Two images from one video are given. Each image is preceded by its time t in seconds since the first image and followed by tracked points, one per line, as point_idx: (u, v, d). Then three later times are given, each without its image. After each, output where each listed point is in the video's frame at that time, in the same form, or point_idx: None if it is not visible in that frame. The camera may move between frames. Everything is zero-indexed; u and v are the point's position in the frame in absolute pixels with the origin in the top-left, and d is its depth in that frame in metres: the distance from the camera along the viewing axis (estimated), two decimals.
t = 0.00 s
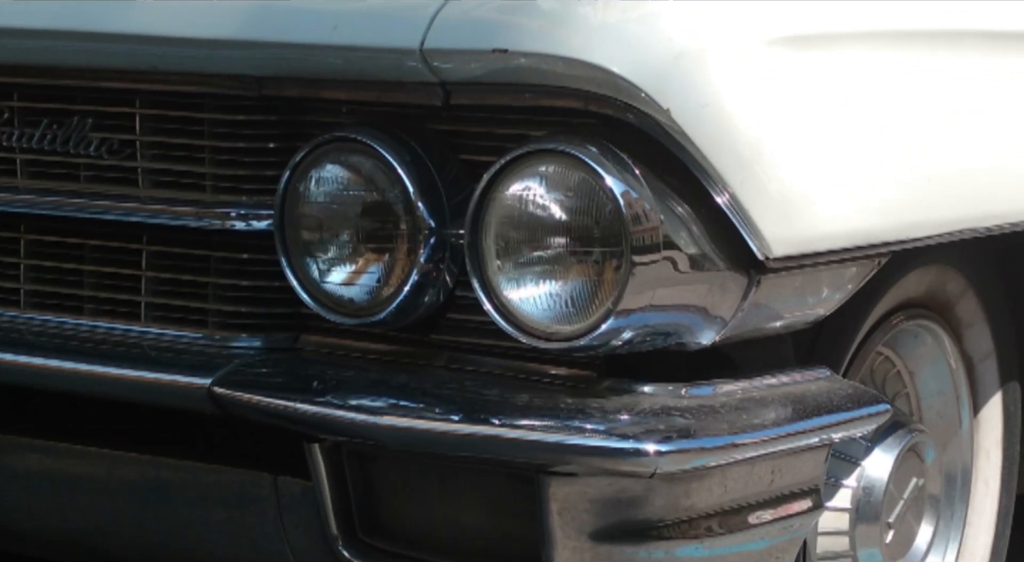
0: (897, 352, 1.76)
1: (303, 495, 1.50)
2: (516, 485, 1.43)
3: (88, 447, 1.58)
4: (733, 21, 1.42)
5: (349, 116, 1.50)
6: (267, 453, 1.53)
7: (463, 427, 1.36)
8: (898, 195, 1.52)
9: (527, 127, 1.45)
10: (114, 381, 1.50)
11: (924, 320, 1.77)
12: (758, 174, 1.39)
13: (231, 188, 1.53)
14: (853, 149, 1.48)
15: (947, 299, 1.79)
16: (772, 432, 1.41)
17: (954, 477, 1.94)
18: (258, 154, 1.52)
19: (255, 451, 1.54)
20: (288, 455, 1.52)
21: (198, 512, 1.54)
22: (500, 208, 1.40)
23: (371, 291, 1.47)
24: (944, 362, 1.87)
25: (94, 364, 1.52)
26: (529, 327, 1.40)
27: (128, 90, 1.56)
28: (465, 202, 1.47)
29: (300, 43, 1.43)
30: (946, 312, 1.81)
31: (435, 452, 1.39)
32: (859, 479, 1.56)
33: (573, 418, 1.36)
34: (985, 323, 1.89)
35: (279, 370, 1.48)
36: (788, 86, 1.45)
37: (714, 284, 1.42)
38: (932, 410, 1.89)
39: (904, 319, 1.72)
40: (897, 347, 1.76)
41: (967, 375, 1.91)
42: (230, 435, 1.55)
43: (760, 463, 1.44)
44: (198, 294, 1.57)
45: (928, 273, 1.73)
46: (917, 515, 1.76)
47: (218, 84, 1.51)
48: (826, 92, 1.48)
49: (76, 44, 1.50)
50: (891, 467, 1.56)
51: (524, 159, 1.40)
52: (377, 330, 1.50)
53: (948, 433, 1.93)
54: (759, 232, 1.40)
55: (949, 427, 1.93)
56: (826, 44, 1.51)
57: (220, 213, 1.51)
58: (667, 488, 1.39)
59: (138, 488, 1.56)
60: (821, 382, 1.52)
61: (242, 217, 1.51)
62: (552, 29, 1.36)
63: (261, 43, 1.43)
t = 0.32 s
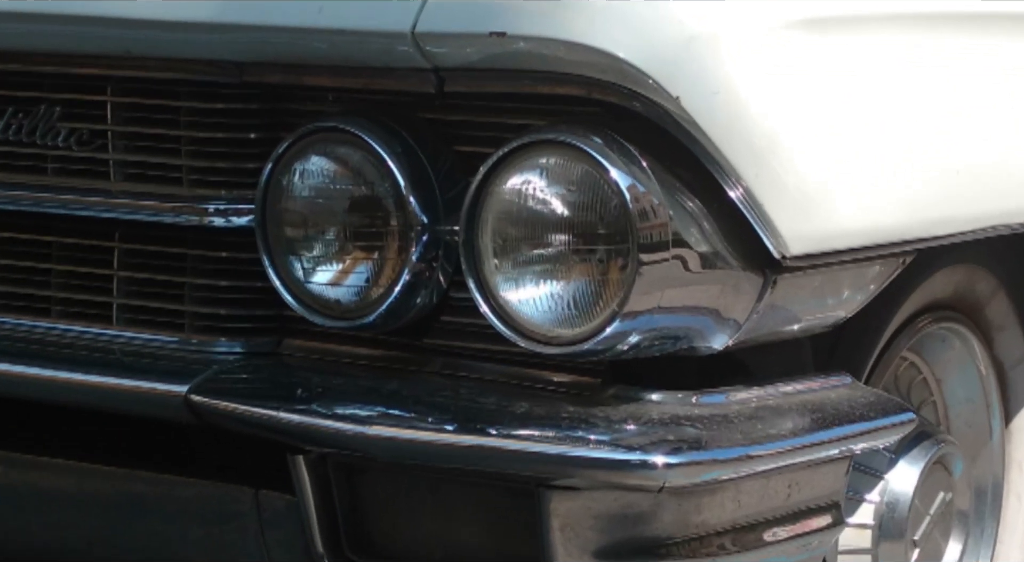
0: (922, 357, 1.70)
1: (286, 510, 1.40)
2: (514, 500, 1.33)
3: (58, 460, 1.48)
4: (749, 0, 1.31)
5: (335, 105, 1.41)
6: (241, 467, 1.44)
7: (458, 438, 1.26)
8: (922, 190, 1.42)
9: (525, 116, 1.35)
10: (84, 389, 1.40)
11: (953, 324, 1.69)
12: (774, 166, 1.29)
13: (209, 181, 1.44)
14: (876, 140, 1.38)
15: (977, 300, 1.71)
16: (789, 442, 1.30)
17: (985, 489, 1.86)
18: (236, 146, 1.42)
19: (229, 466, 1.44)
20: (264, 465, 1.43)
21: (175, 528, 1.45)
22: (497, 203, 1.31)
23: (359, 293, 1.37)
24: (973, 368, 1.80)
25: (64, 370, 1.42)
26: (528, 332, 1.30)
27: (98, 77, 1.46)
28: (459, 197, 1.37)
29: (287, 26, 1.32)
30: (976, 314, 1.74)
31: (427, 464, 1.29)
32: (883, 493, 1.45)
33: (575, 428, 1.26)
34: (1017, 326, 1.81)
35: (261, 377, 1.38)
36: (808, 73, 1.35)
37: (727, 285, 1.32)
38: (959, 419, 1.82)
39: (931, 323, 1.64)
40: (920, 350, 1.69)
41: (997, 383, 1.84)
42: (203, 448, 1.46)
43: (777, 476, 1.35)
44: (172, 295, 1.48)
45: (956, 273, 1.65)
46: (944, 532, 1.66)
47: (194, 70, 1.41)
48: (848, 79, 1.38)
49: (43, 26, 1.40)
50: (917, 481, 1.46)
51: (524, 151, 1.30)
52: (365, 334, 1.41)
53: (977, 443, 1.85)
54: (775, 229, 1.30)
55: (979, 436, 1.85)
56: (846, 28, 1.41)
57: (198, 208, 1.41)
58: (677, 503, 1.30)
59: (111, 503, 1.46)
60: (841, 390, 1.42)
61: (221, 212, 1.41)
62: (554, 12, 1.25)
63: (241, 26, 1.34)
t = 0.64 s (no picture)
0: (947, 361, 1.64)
1: (270, 527, 1.32)
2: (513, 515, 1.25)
3: (30, 473, 1.42)
4: None
5: (322, 93, 1.32)
6: (228, 479, 1.36)
7: (452, 449, 1.17)
8: (945, 185, 1.34)
9: (525, 106, 1.26)
10: (54, 398, 1.33)
11: (982, 327, 1.63)
12: (789, 158, 1.20)
13: (187, 175, 1.36)
14: (900, 130, 1.30)
15: (1005, 301, 1.65)
16: (808, 454, 1.21)
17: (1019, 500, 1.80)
18: (217, 136, 1.35)
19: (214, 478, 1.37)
20: (251, 475, 1.34)
21: (150, 544, 1.38)
22: (495, 198, 1.22)
23: (347, 294, 1.28)
24: (1002, 373, 1.74)
25: (35, 377, 1.35)
26: (528, 336, 1.21)
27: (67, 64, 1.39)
28: (454, 192, 1.29)
29: (269, 9, 1.23)
30: (1005, 317, 1.68)
31: (419, 476, 1.21)
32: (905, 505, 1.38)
33: (578, 438, 1.17)
34: None
35: (243, 383, 1.30)
36: (828, 60, 1.26)
37: (739, 285, 1.23)
38: (988, 428, 1.79)
39: (957, 326, 1.58)
40: (945, 354, 1.63)
41: None
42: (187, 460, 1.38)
43: (793, 490, 1.26)
44: (149, 296, 1.41)
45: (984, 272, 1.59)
46: (971, 548, 1.57)
47: (172, 57, 1.33)
48: (871, 66, 1.30)
49: (9, 9, 1.32)
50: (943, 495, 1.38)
51: (524, 142, 1.20)
52: (353, 337, 1.32)
53: (1008, 453, 1.80)
54: (791, 225, 1.21)
55: (1010, 446, 1.81)
56: (871, 10, 1.32)
57: (175, 203, 1.34)
58: (686, 518, 1.22)
59: (88, 516, 1.40)
60: (862, 398, 1.33)
61: (200, 207, 1.33)
62: None
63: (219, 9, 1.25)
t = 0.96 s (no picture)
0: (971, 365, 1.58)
1: (251, 543, 1.24)
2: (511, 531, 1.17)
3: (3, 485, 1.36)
4: None
5: (308, 81, 1.25)
6: (209, 491, 1.29)
7: (447, 459, 1.10)
8: (967, 180, 1.27)
9: (524, 95, 1.18)
10: (25, 404, 1.26)
11: (1008, 330, 1.58)
12: (807, 152, 1.12)
13: (165, 169, 1.29)
14: (923, 122, 1.23)
15: None
16: (825, 465, 1.13)
17: None
18: (196, 128, 1.27)
19: (194, 489, 1.30)
20: (230, 489, 1.29)
21: (127, 558, 1.31)
22: (492, 192, 1.14)
23: (335, 295, 1.21)
24: None
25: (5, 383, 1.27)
26: (527, 339, 1.14)
27: (39, 51, 1.32)
28: (448, 188, 1.21)
29: None
30: None
31: (411, 488, 1.13)
32: (927, 520, 1.32)
33: (581, 448, 1.09)
34: None
35: (225, 389, 1.22)
36: (847, 46, 1.18)
37: (752, 286, 1.15)
38: (1016, 438, 1.71)
39: (984, 329, 1.53)
40: (970, 359, 1.57)
41: None
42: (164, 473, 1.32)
43: (810, 503, 1.18)
44: (122, 297, 1.34)
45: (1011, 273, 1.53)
46: None
47: (149, 43, 1.26)
48: (902, 47, 1.23)
49: None
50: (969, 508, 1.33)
51: (523, 134, 1.13)
52: (341, 341, 1.25)
53: None
54: (807, 222, 1.13)
55: None
56: None
57: (153, 199, 1.26)
58: (695, 533, 1.13)
59: (60, 530, 1.33)
60: (883, 405, 1.26)
61: (178, 203, 1.26)
62: None
63: None
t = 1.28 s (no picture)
0: (997, 370, 1.52)
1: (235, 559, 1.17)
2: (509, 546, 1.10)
3: None
4: None
5: (294, 70, 1.18)
6: (190, 505, 1.23)
7: (442, 470, 1.03)
8: (989, 174, 1.21)
9: (522, 84, 1.11)
10: None
11: None
12: (825, 146, 1.05)
13: (144, 162, 1.22)
14: (946, 113, 1.16)
15: None
16: (843, 476, 1.06)
17: None
18: (176, 119, 1.21)
19: (177, 501, 1.24)
20: (208, 501, 1.22)
21: None
22: (490, 187, 1.08)
23: (323, 296, 1.14)
24: None
25: None
26: (526, 343, 1.07)
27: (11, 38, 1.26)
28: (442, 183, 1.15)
29: None
30: None
31: (403, 501, 1.06)
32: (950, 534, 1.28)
33: (583, 458, 1.02)
34: None
35: (207, 396, 1.15)
36: (866, 33, 1.11)
37: (765, 286, 1.08)
38: None
39: (1011, 332, 1.49)
40: (996, 364, 1.51)
41: None
42: (141, 484, 1.26)
43: (826, 517, 1.11)
44: (98, 298, 1.28)
45: None
46: None
47: (127, 29, 1.19)
48: (925, 35, 1.16)
49: None
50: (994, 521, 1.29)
51: (523, 127, 1.06)
52: (331, 345, 1.18)
53: None
54: (823, 219, 1.06)
55: None
56: None
57: (130, 194, 1.20)
58: (703, 548, 1.06)
59: (32, 547, 1.27)
60: (903, 412, 1.20)
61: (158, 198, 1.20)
62: None
63: None
